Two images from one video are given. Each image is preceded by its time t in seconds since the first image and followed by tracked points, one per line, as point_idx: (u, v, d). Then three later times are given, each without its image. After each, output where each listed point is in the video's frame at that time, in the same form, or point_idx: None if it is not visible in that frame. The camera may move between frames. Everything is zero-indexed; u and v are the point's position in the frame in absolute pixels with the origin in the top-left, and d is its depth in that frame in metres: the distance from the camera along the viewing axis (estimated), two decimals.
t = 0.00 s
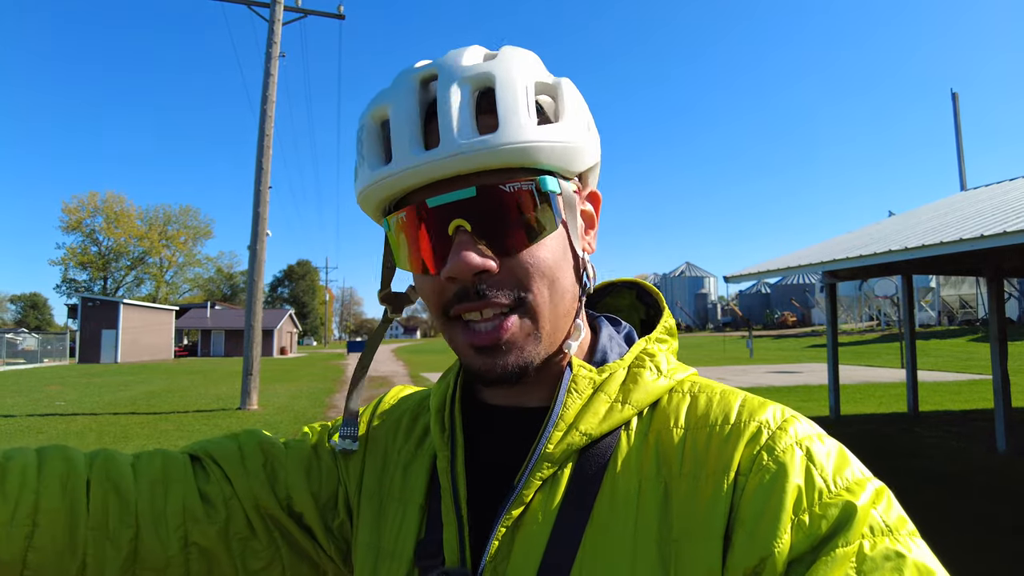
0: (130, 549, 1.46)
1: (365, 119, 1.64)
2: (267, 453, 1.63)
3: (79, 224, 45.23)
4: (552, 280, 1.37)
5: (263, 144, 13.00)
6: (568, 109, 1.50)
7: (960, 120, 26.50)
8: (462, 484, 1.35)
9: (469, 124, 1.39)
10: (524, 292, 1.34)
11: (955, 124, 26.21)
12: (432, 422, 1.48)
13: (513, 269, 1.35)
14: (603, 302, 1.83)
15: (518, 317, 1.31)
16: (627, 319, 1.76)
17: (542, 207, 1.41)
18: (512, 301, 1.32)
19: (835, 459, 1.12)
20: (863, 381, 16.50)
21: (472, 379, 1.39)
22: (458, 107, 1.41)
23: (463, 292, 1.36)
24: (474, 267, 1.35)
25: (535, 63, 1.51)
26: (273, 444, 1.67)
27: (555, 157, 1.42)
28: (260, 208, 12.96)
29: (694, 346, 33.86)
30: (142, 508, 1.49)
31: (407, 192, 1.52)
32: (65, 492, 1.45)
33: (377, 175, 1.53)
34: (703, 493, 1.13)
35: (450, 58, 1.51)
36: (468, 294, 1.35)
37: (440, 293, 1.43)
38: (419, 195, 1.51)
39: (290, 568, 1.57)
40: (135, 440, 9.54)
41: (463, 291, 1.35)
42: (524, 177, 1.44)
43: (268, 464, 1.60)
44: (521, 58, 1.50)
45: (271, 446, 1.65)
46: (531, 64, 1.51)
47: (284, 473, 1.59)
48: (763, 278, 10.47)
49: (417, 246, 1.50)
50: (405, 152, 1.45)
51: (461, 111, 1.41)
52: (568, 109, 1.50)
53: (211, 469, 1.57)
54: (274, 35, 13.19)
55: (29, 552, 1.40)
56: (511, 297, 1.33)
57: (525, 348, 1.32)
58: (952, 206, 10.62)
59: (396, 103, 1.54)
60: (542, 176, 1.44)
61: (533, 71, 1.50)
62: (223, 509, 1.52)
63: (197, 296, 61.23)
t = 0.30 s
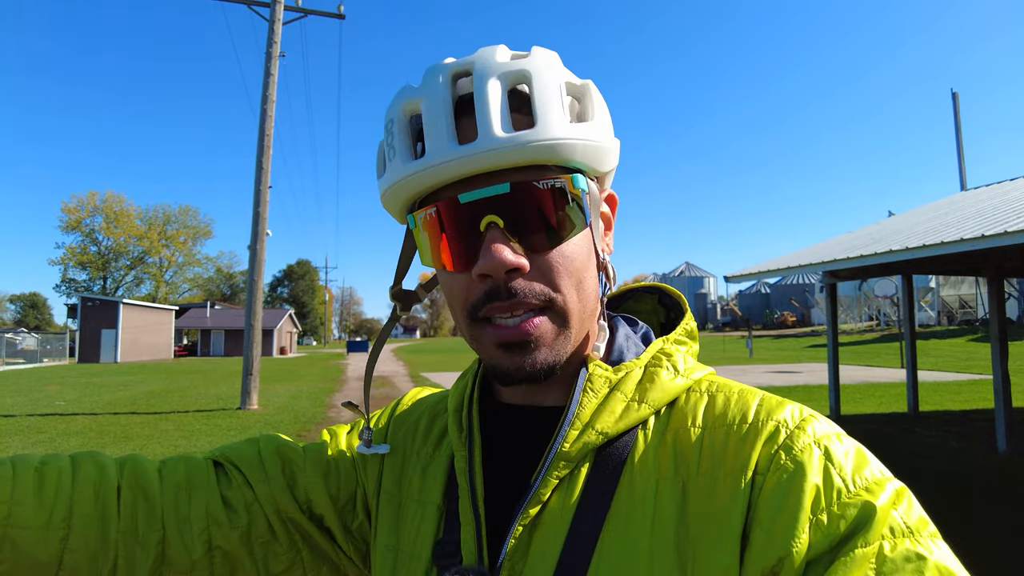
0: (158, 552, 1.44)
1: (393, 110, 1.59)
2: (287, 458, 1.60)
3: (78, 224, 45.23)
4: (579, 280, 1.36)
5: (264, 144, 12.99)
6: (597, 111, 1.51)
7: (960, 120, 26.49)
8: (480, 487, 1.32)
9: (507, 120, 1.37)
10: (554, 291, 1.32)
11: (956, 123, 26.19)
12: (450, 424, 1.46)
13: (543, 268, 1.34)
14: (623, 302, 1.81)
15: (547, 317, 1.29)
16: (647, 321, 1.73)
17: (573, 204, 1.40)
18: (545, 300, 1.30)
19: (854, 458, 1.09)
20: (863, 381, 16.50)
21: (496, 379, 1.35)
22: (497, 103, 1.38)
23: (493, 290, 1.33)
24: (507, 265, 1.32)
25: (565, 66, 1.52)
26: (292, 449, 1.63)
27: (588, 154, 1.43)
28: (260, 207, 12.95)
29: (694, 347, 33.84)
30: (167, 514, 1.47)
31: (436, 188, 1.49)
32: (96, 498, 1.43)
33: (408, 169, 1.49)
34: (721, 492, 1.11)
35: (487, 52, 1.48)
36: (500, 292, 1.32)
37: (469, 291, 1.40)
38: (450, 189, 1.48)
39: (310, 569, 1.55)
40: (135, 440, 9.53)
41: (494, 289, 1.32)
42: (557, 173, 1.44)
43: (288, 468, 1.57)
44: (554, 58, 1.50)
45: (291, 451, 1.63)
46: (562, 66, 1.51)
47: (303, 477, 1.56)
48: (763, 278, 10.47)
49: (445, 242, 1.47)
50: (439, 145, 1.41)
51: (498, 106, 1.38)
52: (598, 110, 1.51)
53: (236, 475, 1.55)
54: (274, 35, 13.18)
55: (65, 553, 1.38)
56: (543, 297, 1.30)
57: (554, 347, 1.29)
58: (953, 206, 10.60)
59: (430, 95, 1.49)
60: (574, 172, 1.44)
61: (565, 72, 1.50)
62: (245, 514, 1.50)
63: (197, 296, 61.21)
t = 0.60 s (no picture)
0: (159, 552, 1.44)
1: (394, 112, 1.60)
2: (285, 459, 1.61)
3: (77, 224, 45.19)
4: (576, 280, 1.37)
5: (263, 144, 12.98)
6: (595, 113, 1.52)
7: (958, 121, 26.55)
8: (478, 486, 1.33)
9: (505, 121, 1.38)
10: (551, 290, 1.33)
11: (954, 123, 26.22)
12: (447, 424, 1.47)
13: (541, 267, 1.34)
14: (619, 304, 1.82)
15: (544, 315, 1.30)
16: (643, 322, 1.74)
17: (570, 205, 1.40)
18: (542, 298, 1.31)
19: (848, 459, 1.10)
20: (862, 381, 16.52)
21: (494, 377, 1.36)
22: (496, 105, 1.39)
23: (490, 289, 1.33)
24: (505, 264, 1.33)
25: (563, 69, 1.52)
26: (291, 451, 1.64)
27: (585, 156, 1.43)
28: (259, 208, 12.95)
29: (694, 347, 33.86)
30: (169, 515, 1.47)
31: (436, 188, 1.50)
32: (101, 497, 1.43)
33: (408, 169, 1.50)
34: (715, 492, 1.12)
35: (487, 55, 1.49)
36: (497, 289, 1.32)
37: (468, 289, 1.40)
38: (450, 190, 1.48)
39: (308, 570, 1.55)
40: (134, 439, 9.53)
41: (492, 289, 1.33)
42: (555, 175, 1.44)
43: (286, 468, 1.59)
44: (553, 61, 1.51)
45: (289, 453, 1.64)
46: (560, 69, 1.52)
47: (302, 478, 1.57)
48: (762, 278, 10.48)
49: (444, 241, 1.48)
50: (439, 145, 1.42)
51: (497, 108, 1.38)
52: (595, 114, 1.52)
53: (236, 476, 1.55)
54: (273, 35, 13.17)
55: (71, 551, 1.38)
56: (540, 295, 1.31)
57: (551, 345, 1.30)
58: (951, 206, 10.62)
59: (430, 97, 1.50)
60: (571, 174, 1.44)
61: (563, 75, 1.51)
62: (244, 515, 1.50)
63: (196, 296, 61.12)
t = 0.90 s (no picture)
0: (152, 566, 1.44)
1: (385, 121, 1.60)
2: (276, 470, 1.61)
3: (76, 224, 45.18)
4: (567, 289, 1.37)
5: (262, 144, 12.98)
6: (585, 122, 1.52)
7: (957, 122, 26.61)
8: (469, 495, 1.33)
9: (496, 131, 1.38)
10: (542, 301, 1.33)
11: (953, 123, 26.25)
12: (439, 432, 1.47)
13: (531, 278, 1.35)
14: (612, 310, 1.82)
15: (534, 327, 1.30)
16: (635, 328, 1.74)
17: (561, 214, 1.40)
18: (533, 311, 1.31)
19: (838, 465, 1.11)
20: (861, 381, 16.54)
21: (485, 388, 1.36)
22: (486, 114, 1.39)
23: (481, 299, 1.33)
24: (496, 274, 1.33)
25: (552, 77, 1.52)
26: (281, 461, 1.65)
27: (576, 164, 1.44)
28: (258, 208, 12.95)
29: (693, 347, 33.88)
30: (162, 529, 1.47)
31: (427, 197, 1.50)
32: (99, 509, 1.42)
33: (399, 178, 1.50)
34: (706, 499, 1.13)
35: (475, 64, 1.49)
36: (488, 300, 1.32)
37: (459, 299, 1.40)
38: (441, 199, 1.49)
39: None
40: (133, 440, 9.53)
41: (483, 300, 1.33)
42: (547, 184, 1.45)
43: (276, 479, 1.59)
44: (543, 70, 1.51)
45: (280, 464, 1.64)
46: (549, 77, 1.52)
47: (293, 489, 1.57)
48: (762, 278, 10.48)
49: (435, 251, 1.48)
50: (429, 155, 1.42)
51: (486, 117, 1.39)
52: (586, 122, 1.52)
53: (229, 487, 1.55)
54: (272, 36, 13.17)
55: (69, 564, 1.38)
56: (532, 307, 1.31)
57: (541, 355, 1.30)
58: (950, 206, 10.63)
59: (420, 106, 1.51)
60: (562, 183, 1.45)
61: (553, 83, 1.51)
62: (235, 527, 1.51)
63: (195, 296, 61.05)
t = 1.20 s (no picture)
0: None
1: (409, 127, 1.58)
2: (276, 486, 1.61)
3: (77, 224, 45.22)
4: (580, 311, 1.38)
5: (263, 144, 12.99)
6: (609, 143, 1.52)
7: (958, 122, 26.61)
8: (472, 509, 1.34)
9: (523, 151, 1.38)
10: (555, 324, 1.34)
11: (953, 122, 26.23)
12: (443, 445, 1.47)
13: (547, 299, 1.35)
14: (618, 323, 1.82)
15: (546, 349, 1.31)
16: (640, 344, 1.74)
17: (580, 236, 1.41)
18: (546, 333, 1.32)
19: (841, 481, 1.11)
20: (862, 382, 16.54)
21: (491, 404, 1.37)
22: (515, 132, 1.39)
23: (496, 317, 1.34)
24: (513, 293, 1.33)
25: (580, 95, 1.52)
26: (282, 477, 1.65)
27: (600, 188, 1.44)
28: (259, 208, 12.96)
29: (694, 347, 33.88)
30: (172, 546, 1.48)
31: (446, 210, 1.50)
32: (124, 523, 1.43)
33: (423, 189, 1.49)
34: (708, 515, 1.13)
35: (504, 78, 1.48)
36: (503, 320, 1.33)
37: (472, 315, 1.40)
38: (461, 213, 1.48)
39: None
40: (134, 441, 9.55)
41: (498, 318, 1.33)
42: (569, 205, 1.45)
43: (277, 496, 1.59)
44: (572, 88, 1.50)
45: (280, 480, 1.64)
46: (577, 94, 1.51)
47: (294, 506, 1.58)
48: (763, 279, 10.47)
49: (451, 264, 1.48)
50: (455, 170, 1.42)
51: (514, 134, 1.38)
52: (611, 143, 1.52)
53: (234, 505, 1.56)
54: (273, 36, 13.17)
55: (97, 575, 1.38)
56: (545, 329, 1.32)
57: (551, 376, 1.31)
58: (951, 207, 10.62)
59: (447, 116, 1.49)
60: (585, 206, 1.45)
61: (581, 101, 1.50)
62: (237, 545, 1.51)
63: (196, 296, 61.07)
